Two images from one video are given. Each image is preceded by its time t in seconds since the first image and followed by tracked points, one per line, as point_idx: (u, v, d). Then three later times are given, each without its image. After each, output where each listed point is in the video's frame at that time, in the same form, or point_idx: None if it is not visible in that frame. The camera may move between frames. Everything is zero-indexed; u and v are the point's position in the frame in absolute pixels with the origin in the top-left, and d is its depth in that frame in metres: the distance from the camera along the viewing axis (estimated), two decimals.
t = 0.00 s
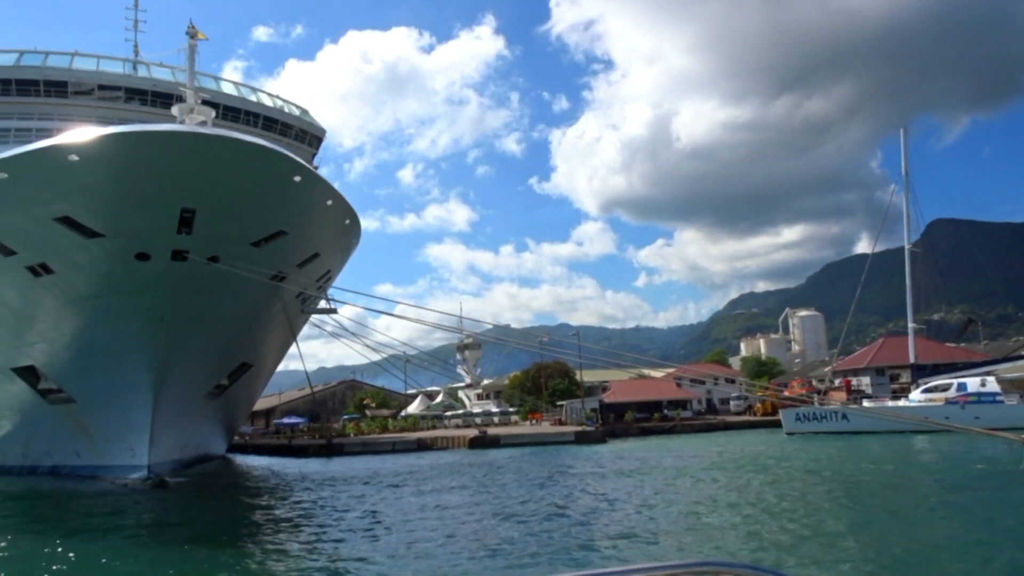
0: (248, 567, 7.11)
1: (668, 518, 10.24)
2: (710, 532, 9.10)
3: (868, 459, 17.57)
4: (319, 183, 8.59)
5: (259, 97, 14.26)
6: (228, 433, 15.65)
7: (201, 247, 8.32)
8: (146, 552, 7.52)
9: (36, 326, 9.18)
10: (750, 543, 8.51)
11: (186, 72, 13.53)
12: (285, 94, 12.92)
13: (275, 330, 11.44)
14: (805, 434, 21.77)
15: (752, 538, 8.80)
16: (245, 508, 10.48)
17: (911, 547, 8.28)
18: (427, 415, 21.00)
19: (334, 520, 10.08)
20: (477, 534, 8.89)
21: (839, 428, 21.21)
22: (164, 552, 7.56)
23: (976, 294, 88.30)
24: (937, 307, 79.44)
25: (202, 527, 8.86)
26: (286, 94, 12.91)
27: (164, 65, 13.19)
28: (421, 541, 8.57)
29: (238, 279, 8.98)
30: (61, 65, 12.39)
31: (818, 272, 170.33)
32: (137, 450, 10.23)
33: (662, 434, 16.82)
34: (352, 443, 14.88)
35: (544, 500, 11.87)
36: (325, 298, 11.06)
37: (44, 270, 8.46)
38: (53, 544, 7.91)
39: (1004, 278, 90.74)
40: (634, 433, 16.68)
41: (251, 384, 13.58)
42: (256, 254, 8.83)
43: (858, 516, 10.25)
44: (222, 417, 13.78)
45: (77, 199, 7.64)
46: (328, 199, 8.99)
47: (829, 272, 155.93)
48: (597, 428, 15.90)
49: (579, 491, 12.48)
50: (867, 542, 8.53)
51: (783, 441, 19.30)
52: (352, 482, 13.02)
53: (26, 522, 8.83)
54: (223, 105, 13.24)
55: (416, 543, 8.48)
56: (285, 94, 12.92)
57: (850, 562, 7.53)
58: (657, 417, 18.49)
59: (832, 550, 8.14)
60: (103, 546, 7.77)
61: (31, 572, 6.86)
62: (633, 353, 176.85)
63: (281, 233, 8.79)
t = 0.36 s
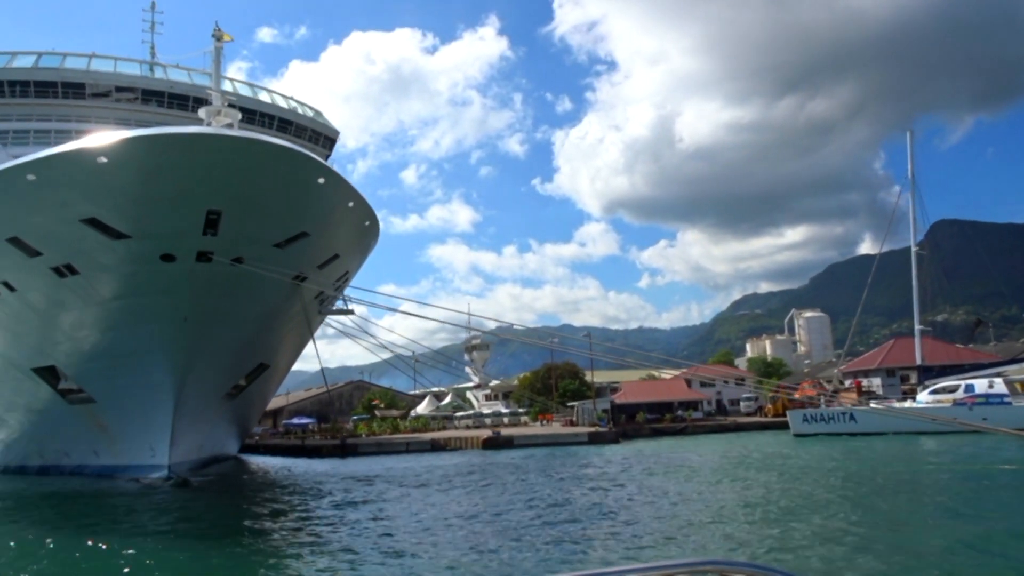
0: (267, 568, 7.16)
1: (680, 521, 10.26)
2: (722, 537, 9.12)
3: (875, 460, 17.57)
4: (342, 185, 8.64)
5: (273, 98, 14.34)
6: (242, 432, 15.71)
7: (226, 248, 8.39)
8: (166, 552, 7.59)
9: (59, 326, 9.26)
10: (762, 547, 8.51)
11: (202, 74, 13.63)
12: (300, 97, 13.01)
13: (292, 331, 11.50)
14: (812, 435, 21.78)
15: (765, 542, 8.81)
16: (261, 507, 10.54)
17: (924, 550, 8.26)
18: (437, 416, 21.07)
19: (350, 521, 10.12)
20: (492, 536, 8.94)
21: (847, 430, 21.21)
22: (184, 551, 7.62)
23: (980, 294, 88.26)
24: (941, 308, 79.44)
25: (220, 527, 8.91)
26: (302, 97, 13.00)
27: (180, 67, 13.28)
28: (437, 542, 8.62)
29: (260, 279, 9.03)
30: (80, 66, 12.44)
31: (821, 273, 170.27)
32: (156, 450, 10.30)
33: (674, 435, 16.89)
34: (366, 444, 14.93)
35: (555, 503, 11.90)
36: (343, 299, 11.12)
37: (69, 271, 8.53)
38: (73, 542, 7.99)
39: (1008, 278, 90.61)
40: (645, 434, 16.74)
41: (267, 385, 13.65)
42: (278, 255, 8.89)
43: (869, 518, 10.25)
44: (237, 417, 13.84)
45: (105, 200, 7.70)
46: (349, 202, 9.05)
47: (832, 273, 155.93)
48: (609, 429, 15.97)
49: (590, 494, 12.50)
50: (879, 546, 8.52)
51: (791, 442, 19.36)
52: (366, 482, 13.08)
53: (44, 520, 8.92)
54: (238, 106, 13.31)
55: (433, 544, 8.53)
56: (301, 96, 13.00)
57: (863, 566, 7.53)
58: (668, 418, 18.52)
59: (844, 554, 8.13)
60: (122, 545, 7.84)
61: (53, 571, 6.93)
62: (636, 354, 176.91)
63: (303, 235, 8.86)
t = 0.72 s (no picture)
0: (284, 567, 7.16)
1: (693, 525, 10.24)
2: (734, 541, 9.10)
3: (884, 464, 17.53)
4: (366, 188, 8.70)
5: (288, 102, 14.44)
6: (257, 434, 15.77)
7: (251, 251, 8.45)
8: (183, 551, 7.59)
9: (82, 329, 9.34)
10: (776, 551, 8.48)
11: (219, 78, 13.74)
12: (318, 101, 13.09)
13: (311, 333, 11.55)
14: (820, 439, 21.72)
15: (779, 546, 8.77)
16: (276, 508, 10.56)
17: (940, 555, 8.20)
18: (448, 418, 21.13)
19: (366, 522, 10.14)
20: (507, 537, 8.96)
21: (855, 433, 21.11)
22: (201, 550, 7.63)
23: (985, 298, 88.11)
24: (946, 311, 79.31)
25: (236, 527, 8.92)
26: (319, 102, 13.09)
27: (198, 72, 13.38)
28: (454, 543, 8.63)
29: (283, 281, 9.09)
30: (99, 70, 12.53)
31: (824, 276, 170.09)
32: (178, 452, 10.40)
33: (686, 438, 16.92)
34: (380, 446, 14.96)
35: (567, 506, 11.90)
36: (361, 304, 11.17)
37: (94, 274, 8.60)
38: (90, 541, 8.03)
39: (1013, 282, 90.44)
40: (658, 437, 16.78)
41: (283, 388, 13.70)
42: (302, 258, 8.95)
43: (882, 522, 10.21)
44: (253, 419, 13.90)
45: (133, 204, 7.77)
46: (372, 205, 9.11)
47: (836, 276, 155.78)
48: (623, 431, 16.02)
49: (602, 498, 12.51)
50: (893, 550, 8.48)
51: (801, 445, 19.37)
52: (381, 484, 13.13)
53: (63, 520, 8.98)
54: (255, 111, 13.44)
55: (450, 545, 8.53)
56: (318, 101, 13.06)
57: (879, 571, 7.48)
58: (680, 421, 18.53)
59: (858, 558, 8.10)
60: (138, 545, 7.85)
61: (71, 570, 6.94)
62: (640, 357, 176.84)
63: (327, 238, 8.93)
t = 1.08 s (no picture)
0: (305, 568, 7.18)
1: (708, 528, 10.25)
2: (749, 543, 9.11)
3: (895, 467, 17.52)
4: (391, 192, 8.77)
5: (304, 106, 14.51)
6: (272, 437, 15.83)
7: (276, 254, 8.51)
8: (206, 553, 7.63)
9: (106, 332, 9.41)
10: (792, 553, 8.49)
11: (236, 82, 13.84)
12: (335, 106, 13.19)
13: (330, 336, 11.61)
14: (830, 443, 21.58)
15: (795, 548, 8.79)
16: (294, 510, 10.61)
17: (957, 556, 8.20)
18: (459, 421, 21.18)
19: (384, 524, 10.17)
20: (525, 539, 8.99)
21: (863, 437, 21.00)
22: (223, 552, 7.67)
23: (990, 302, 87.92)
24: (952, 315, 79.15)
25: (256, 529, 8.95)
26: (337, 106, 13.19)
27: (215, 76, 13.46)
28: (472, 546, 8.65)
29: (307, 284, 9.16)
30: (119, 74, 12.61)
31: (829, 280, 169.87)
32: (199, 453, 10.49)
33: (699, 441, 16.94)
34: (395, 449, 15.00)
35: (581, 508, 11.94)
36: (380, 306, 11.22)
37: (120, 277, 8.65)
38: (113, 542, 8.09)
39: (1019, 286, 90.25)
40: (671, 441, 16.80)
41: (300, 390, 13.74)
42: (326, 261, 9.02)
43: (897, 525, 10.22)
44: (270, 421, 13.95)
45: (162, 207, 7.83)
46: (396, 208, 9.17)
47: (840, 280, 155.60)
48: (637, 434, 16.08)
49: (615, 501, 12.52)
50: (907, 552, 8.50)
51: (812, 449, 19.37)
52: (397, 486, 13.17)
53: (85, 521, 9.05)
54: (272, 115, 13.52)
55: (469, 548, 8.55)
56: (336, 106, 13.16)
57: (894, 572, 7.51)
58: (692, 424, 18.57)
59: (874, 560, 8.10)
60: (161, 547, 7.91)
61: (95, 571, 6.99)
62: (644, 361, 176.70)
63: (351, 241, 8.99)
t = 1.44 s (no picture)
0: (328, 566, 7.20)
1: (723, 528, 10.27)
2: (766, 545, 9.10)
3: (906, 468, 17.49)
4: (415, 193, 8.83)
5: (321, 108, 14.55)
6: (287, 437, 15.89)
7: (301, 255, 8.57)
8: (227, 550, 7.66)
9: (130, 333, 9.49)
10: (810, 555, 8.47)
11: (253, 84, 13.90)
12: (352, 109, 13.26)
13: (349, 336, 11.67)
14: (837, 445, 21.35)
15: (810, 549, 8.81)
16: (312, 510, 10.65)
17: (975, 559, 8.17)
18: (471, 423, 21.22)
19: (402, 523, 10.19)
20: (544, 538, 9.03)
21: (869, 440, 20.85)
22: (246, 549, 7.71)
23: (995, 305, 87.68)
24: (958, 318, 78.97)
25: (276, 527, 8.97)
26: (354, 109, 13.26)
27: (233, 78, 13.53)
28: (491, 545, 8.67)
29: (330, 284, 9.22)
30: (137, 77, 12.69)
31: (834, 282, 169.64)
32: (220, 453, 10.58)
33: (712, 443, 16.96)
34: (410, 449, 15.04)
35: (595, 509, 11.96)
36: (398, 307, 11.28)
37: (145, 277, 8.71)
38: (136, 540, 8.16)
39: None
40: (684, 442, 16.84)
41: (317, 391, 13.81)
42: (349, 262, 9.08)
43: (912, 527, 10.19)
44: (287, 422, 13.99)
45: (189, 208, 7.89)
46: (418, 209, 9.24)
47: (845, 283, 155.41)
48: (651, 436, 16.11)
49: (629, 501, 12.53)
50: (923, 554, 8.51)
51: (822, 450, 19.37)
52: (412, 486, 13.21)
53: (107, 520, 9.13)
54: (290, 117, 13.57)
55: (488, 548, 8.57)
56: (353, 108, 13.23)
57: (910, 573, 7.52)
58: (704, 425, 18.61)
59: (893, 562, 8.08)
60: (183, 544, 7.95)
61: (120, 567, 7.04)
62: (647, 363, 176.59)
63: (374, 242, 9.06)
